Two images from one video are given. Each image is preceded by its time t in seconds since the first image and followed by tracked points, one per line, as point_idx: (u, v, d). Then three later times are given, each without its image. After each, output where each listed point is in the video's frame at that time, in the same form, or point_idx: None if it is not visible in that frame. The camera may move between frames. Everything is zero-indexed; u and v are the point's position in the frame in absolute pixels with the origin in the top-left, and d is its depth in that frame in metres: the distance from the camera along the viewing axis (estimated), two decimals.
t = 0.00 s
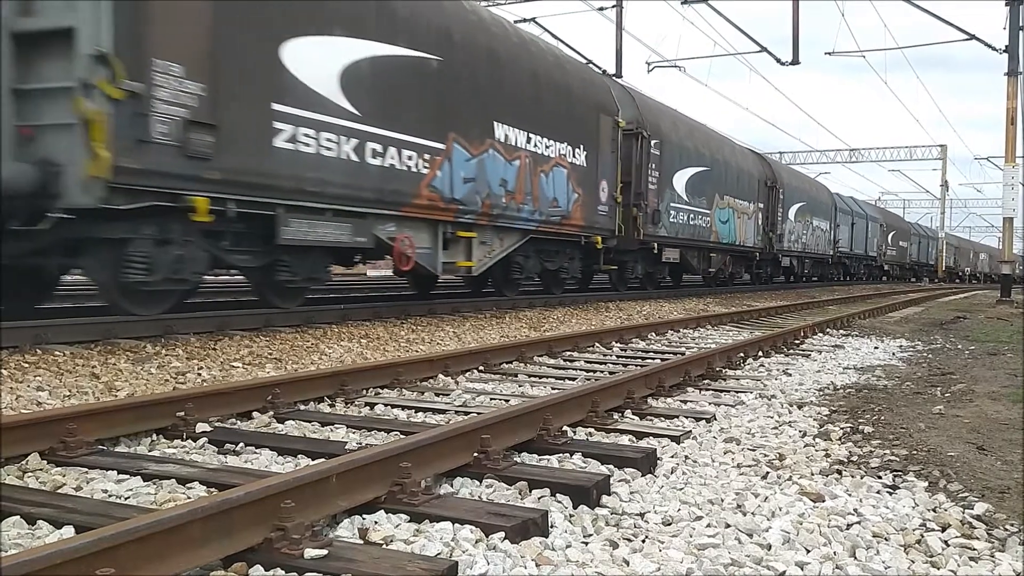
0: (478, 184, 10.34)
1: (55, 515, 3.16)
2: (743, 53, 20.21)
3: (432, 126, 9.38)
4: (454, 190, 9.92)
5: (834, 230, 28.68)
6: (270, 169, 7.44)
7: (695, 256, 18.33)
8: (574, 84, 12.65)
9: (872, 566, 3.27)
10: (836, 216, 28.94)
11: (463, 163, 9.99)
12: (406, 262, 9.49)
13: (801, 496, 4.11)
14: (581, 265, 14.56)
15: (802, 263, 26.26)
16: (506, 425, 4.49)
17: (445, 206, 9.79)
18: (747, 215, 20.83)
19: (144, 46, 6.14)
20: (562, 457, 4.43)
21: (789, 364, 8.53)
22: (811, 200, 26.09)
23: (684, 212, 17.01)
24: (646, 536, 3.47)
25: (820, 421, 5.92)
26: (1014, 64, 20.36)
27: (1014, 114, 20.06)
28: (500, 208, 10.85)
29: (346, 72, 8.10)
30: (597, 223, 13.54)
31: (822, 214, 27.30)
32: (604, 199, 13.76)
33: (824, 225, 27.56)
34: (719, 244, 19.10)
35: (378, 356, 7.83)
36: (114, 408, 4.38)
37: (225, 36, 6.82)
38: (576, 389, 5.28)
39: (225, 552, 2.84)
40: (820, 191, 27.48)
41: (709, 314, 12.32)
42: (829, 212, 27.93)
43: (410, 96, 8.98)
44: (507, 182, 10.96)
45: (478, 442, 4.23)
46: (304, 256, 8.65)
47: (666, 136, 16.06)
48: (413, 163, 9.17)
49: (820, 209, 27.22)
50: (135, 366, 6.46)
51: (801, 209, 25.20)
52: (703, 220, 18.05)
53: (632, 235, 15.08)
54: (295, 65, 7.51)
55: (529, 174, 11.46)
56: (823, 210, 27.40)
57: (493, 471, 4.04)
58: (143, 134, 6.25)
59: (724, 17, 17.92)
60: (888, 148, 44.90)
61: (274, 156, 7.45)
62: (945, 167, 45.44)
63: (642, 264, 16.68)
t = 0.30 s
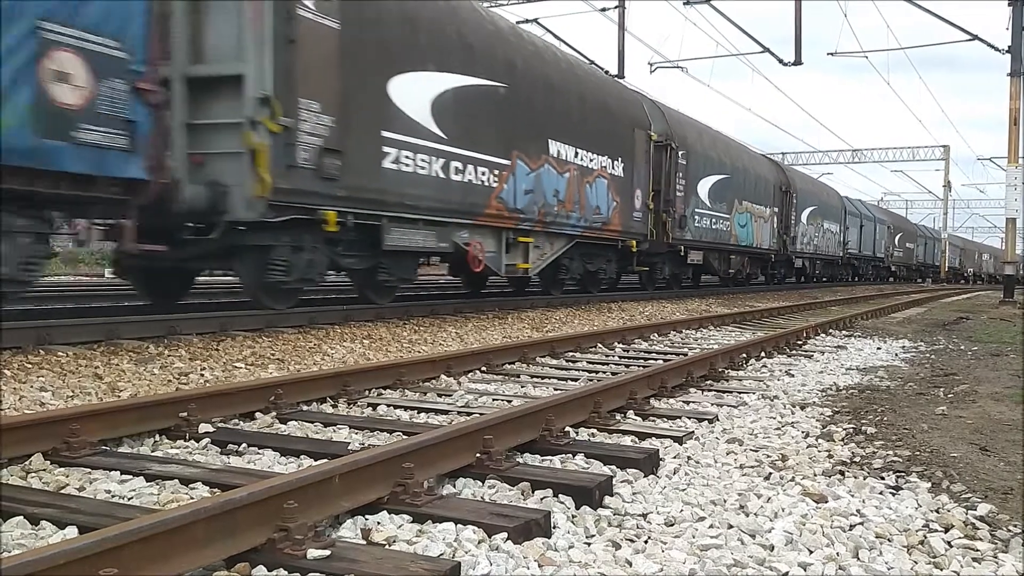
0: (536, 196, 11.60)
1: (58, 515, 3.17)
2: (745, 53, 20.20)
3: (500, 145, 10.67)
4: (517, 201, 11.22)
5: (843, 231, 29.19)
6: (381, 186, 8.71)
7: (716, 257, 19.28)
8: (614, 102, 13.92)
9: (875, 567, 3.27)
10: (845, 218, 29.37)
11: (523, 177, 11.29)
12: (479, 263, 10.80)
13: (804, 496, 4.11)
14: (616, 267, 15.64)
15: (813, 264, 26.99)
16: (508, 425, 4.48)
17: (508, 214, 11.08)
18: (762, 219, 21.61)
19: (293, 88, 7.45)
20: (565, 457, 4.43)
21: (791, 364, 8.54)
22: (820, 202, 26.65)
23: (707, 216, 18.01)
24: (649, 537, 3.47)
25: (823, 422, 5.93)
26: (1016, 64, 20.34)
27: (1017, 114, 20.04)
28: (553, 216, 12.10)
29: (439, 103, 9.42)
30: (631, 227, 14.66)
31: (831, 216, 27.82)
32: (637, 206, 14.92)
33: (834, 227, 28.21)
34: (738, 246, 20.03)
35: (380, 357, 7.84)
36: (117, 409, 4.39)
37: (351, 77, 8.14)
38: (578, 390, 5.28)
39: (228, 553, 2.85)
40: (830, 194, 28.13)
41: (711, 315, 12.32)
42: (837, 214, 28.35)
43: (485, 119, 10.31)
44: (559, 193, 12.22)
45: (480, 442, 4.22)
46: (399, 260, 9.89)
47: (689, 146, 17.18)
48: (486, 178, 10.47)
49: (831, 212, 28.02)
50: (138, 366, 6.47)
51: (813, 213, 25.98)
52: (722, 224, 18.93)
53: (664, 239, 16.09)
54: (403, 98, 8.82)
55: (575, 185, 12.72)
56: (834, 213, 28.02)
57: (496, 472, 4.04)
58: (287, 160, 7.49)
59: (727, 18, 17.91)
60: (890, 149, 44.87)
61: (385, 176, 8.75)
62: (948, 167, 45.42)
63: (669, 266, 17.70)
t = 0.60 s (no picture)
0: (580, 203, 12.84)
1: (60, 514, 3.17)
2: (746, 53, 20.19)
3: (553, 160, 11.97)
4: (564, 209, 12.45)
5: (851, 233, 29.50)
6: (458, 200, 10.09)
7: (733, 258, 20.20)
8: (647, 118, 15.20)
9: (876, 567, 3.27)
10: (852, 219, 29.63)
11: (570, 187, 12.51)
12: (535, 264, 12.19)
13: (804, 496, 4.11)
14: (645, 267, 16.79)
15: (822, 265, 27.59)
16: (509, 425, 4.48)
17: (558, 220, 12.31)
18: (776, 222, 22.46)
19: (396, 118, 8.86)
20: (566, 457, 4.44)
21: (792, 364, 8.54)
22: (828, 205, 26.98)
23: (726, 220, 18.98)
24: (650, 537, 3.47)
25: (823, 422, 5.93)
26: (1018, 65, 20.32)
27: (1019, 115, 20.03)
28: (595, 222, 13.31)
29: (505, 125, 10.83)
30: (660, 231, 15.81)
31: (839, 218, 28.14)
32: (665, 211, 16.06)
33: (843, 229, 28.69)
34: (755, 248, 20.94)
35: (381, 356, 7.85)
36: (119, 408, 4.39)
37: (436, 105, 9.53)
38: (579, 389, 5.29)
39: (229, 552, 2.85)
40: (839, 196, 28.61)
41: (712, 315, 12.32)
42: (844, 215, 28.64)
43: (540, 137, 11.63)
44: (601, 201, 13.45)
45: (481, 442, 4.23)
46: (469, 260, 11.32)
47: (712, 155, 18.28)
48: (540, 189, 11.75)
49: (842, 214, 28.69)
50: (139, 366, 6.47)
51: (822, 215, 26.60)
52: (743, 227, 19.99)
53: (689, 242, 17.23)
54: (475, 122, 10.23)
55: (615, 194, 13.95)
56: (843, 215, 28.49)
57: (496, 471, 4.04)
58: (389, 178, 8.87)
59: (728, 19, 17.89)
60: (891, 150, 44.86)
61: (461, 190, 10.13)
62: (949, 167, 45.41)
63: (691, 267, 18.73)
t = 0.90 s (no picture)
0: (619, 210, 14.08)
1: (63, 512, 3.17)
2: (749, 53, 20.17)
3: (599, 170, 13.35)
4: (606, 213, 13.67)
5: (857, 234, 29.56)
6: (520, 207, 11.48)
7: (751, 259, 21.14)
8: (677, 131, 16.42)
9: (878, 566, 3.27)
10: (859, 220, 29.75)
11: (610, 194, 13.73)
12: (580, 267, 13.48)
13: (807, 495, 4.11)
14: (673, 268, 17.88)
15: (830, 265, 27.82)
16: (510, 423, 4.48)
17: (600, 223, 13.54)
18: (791, 224, 23.21)
19: (473, 138, 10.24)
20: (568, 456, 4.44)
21: (794, 364, 8.53)
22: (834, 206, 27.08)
23: (745, 223, 19.97)
24: (652, 536, 3.47)
25: (826, 422, 5.92)
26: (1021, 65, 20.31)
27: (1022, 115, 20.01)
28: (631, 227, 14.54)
29: (558, 141, 12.20)
30: (686, 233, 16.92)
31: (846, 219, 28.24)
32: (691, 216, 17.12)
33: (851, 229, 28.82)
34: (772, 249, 21.78)
35: (383, 355, 7.85)
36: (122, 406, 4.40)
37: (502, 127, 10.88)
38: (581, 389, 5.29)
39: (231, 549, 2.85)
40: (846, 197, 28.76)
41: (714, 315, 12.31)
42: (853, 216, 28.74)
43: (586, 151, 12.93)
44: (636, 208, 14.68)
45: (483, 440, 4.23)
46: (526, 263, 12.76)
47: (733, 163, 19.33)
48: (585, 197, 13.04)
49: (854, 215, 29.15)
50: (141, 365, 6.47)
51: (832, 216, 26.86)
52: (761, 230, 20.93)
53: (711, 244, 18.26)
54: (535, 139, 11.65)
55: (648, 200, 15.19)
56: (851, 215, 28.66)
57: (498, 470, 4.04)
58: (467, 189, 10.26)
59: (731, 18, 17.86)
60: (894, 150, 44.86)
61: (522, 200, 11.53)
62: (952, 167, 45.35)
63: (715, 266, 19.79)
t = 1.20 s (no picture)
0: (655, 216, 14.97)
1: (65, 511, 3.17)
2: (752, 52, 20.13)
3: (639, 181, 14.30)
4: (643, 219, 14.57)
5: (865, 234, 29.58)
6: (576, 215, 12.46)
7: (769, 259, 21.74)
8: (704, 142, 17.24)
9: (881, 567, 3.26)
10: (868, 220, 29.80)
11: (649, 201, 14.67)
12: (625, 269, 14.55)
13: (810, 496, 4.10)
14: (700, 268, 18.62)
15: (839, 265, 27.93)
16: (512, 423, 4.48)
17: (640, 228, 14.49)
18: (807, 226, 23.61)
19: (541, 156, 11.25)
20: (571, 455, 4.44)
21: (797, 364, 8.51)
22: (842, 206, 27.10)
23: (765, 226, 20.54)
24: (654, 535, 3.46)
25: (829, 422, 5.91)
26: None
27: None
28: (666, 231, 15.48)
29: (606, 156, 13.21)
30: (713, 236, 17.68)
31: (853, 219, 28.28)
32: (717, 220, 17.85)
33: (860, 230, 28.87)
34: (789, 250, 22.28)
35: (386, 355, 7.85)
36: (125, 405, 4.41)
37: (563, 145, 11.89)
38: (584, 388, 5.29)
39: (233, 549, 2.84)
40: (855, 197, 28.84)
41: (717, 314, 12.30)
42: (864, 217, 28.76)
43: (627, 164, 13.90)
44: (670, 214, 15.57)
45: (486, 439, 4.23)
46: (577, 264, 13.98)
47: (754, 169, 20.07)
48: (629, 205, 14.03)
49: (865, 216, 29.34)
50: (143, 364, 6.47)
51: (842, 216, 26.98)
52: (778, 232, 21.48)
53: (734, 246, 18.90)
54: (588, 153, 12.66)
55: (681, 206, 16.07)
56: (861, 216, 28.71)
57: (501, 470, 4.04)
58: (533, 201, 11.20)
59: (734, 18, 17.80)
60: (897, 150, 44.81)
61: (578, 209, 12.51)
62: (956, 167, 45.28)
63: (737, 266, 20.51)
